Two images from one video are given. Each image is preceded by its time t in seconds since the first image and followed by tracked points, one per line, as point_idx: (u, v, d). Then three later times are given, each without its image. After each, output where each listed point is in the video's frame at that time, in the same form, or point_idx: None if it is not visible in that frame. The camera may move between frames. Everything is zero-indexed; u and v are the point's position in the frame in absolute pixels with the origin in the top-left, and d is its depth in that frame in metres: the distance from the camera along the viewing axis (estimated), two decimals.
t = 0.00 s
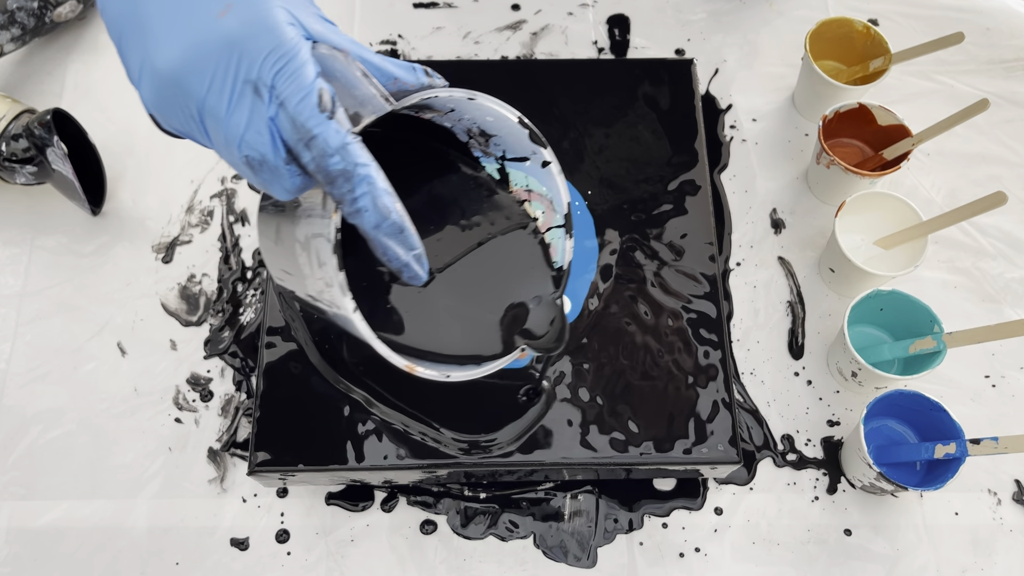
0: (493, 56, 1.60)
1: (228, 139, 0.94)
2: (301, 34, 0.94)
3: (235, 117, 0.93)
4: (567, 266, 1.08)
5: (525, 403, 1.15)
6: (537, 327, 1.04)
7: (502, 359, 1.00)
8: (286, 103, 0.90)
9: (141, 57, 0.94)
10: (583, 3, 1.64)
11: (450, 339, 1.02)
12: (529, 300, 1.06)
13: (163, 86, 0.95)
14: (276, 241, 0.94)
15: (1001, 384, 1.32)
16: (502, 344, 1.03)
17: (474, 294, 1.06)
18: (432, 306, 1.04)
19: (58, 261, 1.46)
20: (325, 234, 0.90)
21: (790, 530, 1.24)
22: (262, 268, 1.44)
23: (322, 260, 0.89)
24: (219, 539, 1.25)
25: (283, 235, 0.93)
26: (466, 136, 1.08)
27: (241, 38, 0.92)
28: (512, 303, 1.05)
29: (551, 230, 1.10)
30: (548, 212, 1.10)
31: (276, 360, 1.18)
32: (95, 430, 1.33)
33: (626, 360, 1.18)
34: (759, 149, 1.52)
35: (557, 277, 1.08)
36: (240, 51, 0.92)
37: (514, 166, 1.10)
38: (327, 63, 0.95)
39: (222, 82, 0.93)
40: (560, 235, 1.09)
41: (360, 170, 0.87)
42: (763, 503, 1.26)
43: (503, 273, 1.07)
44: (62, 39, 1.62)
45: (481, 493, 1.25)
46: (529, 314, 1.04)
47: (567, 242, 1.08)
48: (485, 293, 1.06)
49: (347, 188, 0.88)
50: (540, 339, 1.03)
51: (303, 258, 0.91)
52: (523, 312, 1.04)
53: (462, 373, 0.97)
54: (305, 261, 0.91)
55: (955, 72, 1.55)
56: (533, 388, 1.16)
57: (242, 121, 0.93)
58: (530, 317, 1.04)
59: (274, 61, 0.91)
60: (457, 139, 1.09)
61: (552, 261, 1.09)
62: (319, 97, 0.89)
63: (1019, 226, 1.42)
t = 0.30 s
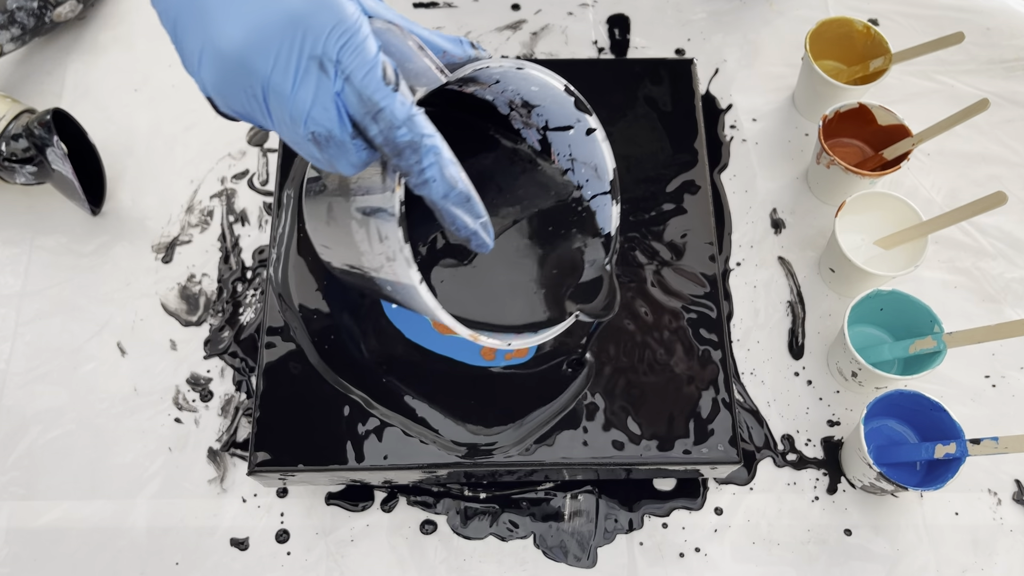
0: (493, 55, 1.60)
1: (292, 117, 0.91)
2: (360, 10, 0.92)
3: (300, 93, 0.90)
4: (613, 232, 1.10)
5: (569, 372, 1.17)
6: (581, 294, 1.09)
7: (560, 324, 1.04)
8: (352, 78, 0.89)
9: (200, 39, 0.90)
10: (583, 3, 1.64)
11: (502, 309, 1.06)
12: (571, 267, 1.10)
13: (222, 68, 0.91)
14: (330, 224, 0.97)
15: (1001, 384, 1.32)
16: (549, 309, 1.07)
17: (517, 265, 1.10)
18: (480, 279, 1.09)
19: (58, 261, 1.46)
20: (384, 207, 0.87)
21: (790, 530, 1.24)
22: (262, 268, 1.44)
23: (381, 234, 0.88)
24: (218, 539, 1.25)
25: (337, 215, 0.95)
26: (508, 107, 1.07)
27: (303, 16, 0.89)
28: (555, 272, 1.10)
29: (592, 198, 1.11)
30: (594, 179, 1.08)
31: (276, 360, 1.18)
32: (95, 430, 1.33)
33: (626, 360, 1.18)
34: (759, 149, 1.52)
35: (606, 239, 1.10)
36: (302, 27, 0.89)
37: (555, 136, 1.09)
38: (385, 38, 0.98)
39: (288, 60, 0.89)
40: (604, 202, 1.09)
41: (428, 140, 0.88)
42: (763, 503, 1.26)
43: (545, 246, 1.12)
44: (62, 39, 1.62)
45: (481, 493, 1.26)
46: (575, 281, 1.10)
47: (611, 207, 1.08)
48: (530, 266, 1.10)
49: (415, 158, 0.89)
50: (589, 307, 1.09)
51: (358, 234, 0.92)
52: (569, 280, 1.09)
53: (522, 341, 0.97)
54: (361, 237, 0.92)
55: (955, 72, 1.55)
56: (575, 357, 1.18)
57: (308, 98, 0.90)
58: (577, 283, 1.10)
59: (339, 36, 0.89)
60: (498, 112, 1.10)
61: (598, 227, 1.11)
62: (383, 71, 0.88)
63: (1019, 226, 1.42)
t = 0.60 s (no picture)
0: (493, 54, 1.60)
1: (340, 87, 0.89)
2: None
3: (348, 62, 0.89)
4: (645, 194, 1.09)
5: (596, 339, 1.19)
6: (613, 253, 1.08)
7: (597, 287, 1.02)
8: (400, 44, 0.87)
9: (243, 11, 0.89)
10: (583, 3, 1.64)
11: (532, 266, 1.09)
12: (605, 229, 1.10)
13: (267, 42, 0.90)
14: (365, 194, 0.93)
15: (1001, 384, 1.32)
16: (581, 270, 1.07)
17: (547, 230, 1.12)
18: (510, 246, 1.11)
19: (58, 261, 1.46)
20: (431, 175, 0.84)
21: (790, 530, 1.24)
22: (262, 268, 1.44)
23: (425, 202, 0.85)
24: (218, 539, 1.25)
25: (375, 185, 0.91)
26: (536, 75, 1.08)
27: None
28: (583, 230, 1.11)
29: (623, 160, 1.10)
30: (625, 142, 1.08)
31: (276, 359, 1.18)
32: (94, 430, 1.33)
33: (626, 360, 1.18)
34: (759, 149, 1.52)
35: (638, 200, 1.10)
36: None
37: (583, 102, 1.09)
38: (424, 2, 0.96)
39: (335, 30, 0.89)
40: (633, 163, 1.09)
41: (476, 105, 0.86)
42: (763, 503, 1.26)
43: (573, 207, 1.12)
44: (62, 39, 1.62)
45: (481, 493, 1.25)
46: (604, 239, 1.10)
47: (643, 168, 1.07)
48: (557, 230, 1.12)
49: (462, 124, 0.87)
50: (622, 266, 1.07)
51: (400, 203, 0.88)
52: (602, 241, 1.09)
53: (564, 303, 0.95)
54: (403, 207, 0.88)
55: (955, 72, 1.55)
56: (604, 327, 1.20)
57: (356, 67, 0.89)
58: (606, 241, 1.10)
59: (384, 4, 0.88)
60: (526, 81, 1.11)
61: (628, 189, 1.11)
62: (428, 37, 0.86)
63: (1019, 226, 1.42)
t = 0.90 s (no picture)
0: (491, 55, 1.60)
1: (379, 47, 0.86)
2: None
3: (387, 22, 0.86)
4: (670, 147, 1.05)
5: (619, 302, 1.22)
6: (638, 205, 1.05)
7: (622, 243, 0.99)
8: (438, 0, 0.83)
9: None
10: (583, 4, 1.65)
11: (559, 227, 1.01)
12: (631, 181, 1.06)
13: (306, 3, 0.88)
14: (400, 159, 0.95)
15: (1000, 384, 1.32)
16: (610, 223, 1.03)
17: (572, 191, 1.05)
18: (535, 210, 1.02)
19: (58, 261, 1.46)
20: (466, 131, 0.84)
21: (790, 529, 1.24)
22: (262, 268, 1.44)
23: (460, 158, 0.85)
24: (219, 539, 1.25)
25: (410, 149, 0.93)
26: (557, 36, 1.05)
27: None
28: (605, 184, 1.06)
29: (645, 117, 1.07)
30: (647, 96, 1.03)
31: (276, 359, 1.18)
32: (95, 430, 1.33)
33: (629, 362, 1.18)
34: (759, 149, 1.52)
35: (662, 154, 1.06)
36: None
37: (606, 62, 1.05)
38: None
39: None
40: (658, 119, 1.05)
41: (514, 58, 0.82)
42: (763, 503, 1.26)
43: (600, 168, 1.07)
44: (63, 40, 1.63)
45: (481, 492, 1.26)
46: (628, 191, 1.05)
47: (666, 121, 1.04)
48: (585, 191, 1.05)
49: (501, 78, 0.83)
50: (649, 217, 1.04)
51: (435, 163, 0.89)
52: (626, 189, 1.06)
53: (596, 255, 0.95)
54: (438, 167, 0.89)
55: (955, 72, 1.55)
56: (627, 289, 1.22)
57: (394, 26, 0.85)
58: (629, 193, 1.05)
59: None
60: (546, 40, 1.07)
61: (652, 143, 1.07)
62: None
63: (1018, 226, 1.42)
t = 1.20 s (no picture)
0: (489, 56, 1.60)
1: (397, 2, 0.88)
2: None
3: None
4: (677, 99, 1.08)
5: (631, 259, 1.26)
6: (648, 156, 1.08)
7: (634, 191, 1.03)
8: None
9: None
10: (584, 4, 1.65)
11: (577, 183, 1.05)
12: (641, 134, 1.09)
13: None
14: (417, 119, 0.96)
15: (999, 384, 1.32)
16: (623, 174, 1.06)
17: (588, 148, 1.08)
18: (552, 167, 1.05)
19: (58, 261, 1.46)
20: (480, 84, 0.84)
21: (790, 529, 1.24)
22: (262, 268, 1.44)
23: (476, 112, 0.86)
24: (219, 538, 1.25)
25: (426, 108, 0.94)
26: None
27: None
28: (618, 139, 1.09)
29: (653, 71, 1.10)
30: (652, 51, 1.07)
31: (276, 360, 1.18)
32: (95, 430, 1.34)
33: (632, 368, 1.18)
34: (759, 149, 1.52)
35: (670, 107, 1.09)
36: None
37: (613, 17, 1.10)
38: None
39: None
40: (664, 73, 1.08)
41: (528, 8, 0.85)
42: (763, 502, 1.26)
43: (611, 126, 1.10)
44: (63, 40, 1.63)
45: (480, 492, 1.26)
46: (640, 143, 1.09)
47: (673, 76, 1.07)
48: (599, 149, 1.08)
49: (516, 29, 0.85)
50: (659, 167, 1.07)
51: (451, 120, 0.90)
52: (637, 141, 1.09)
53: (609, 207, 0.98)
54: (454, 123, 0.90)
55: (954, 72, 1.55)
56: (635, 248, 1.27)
57: None
58: (641, 146, 1.09)
59: None
60: None
61: (659, 98, 1.11)
62: None
63: (1018, 227, 1.42)
